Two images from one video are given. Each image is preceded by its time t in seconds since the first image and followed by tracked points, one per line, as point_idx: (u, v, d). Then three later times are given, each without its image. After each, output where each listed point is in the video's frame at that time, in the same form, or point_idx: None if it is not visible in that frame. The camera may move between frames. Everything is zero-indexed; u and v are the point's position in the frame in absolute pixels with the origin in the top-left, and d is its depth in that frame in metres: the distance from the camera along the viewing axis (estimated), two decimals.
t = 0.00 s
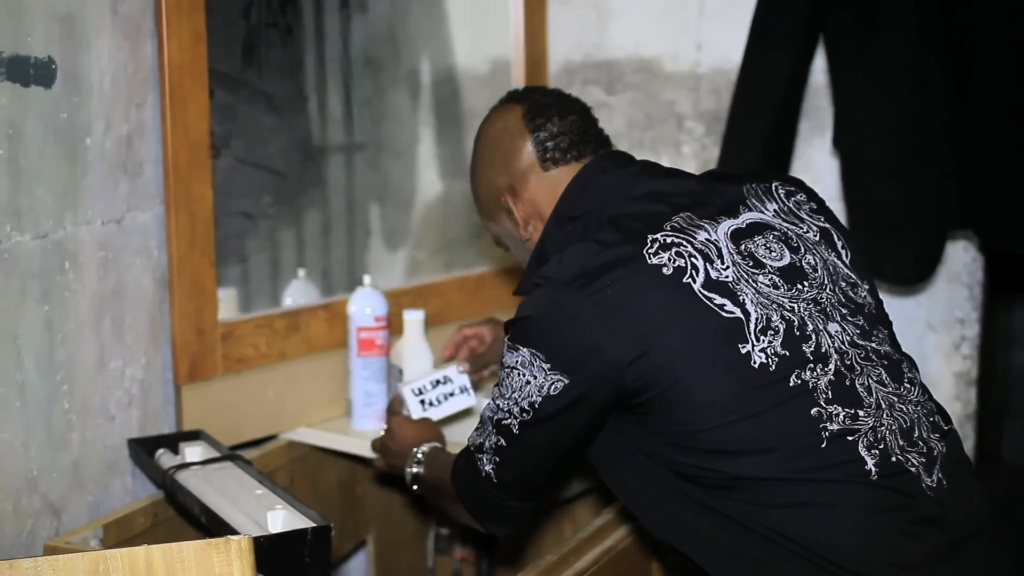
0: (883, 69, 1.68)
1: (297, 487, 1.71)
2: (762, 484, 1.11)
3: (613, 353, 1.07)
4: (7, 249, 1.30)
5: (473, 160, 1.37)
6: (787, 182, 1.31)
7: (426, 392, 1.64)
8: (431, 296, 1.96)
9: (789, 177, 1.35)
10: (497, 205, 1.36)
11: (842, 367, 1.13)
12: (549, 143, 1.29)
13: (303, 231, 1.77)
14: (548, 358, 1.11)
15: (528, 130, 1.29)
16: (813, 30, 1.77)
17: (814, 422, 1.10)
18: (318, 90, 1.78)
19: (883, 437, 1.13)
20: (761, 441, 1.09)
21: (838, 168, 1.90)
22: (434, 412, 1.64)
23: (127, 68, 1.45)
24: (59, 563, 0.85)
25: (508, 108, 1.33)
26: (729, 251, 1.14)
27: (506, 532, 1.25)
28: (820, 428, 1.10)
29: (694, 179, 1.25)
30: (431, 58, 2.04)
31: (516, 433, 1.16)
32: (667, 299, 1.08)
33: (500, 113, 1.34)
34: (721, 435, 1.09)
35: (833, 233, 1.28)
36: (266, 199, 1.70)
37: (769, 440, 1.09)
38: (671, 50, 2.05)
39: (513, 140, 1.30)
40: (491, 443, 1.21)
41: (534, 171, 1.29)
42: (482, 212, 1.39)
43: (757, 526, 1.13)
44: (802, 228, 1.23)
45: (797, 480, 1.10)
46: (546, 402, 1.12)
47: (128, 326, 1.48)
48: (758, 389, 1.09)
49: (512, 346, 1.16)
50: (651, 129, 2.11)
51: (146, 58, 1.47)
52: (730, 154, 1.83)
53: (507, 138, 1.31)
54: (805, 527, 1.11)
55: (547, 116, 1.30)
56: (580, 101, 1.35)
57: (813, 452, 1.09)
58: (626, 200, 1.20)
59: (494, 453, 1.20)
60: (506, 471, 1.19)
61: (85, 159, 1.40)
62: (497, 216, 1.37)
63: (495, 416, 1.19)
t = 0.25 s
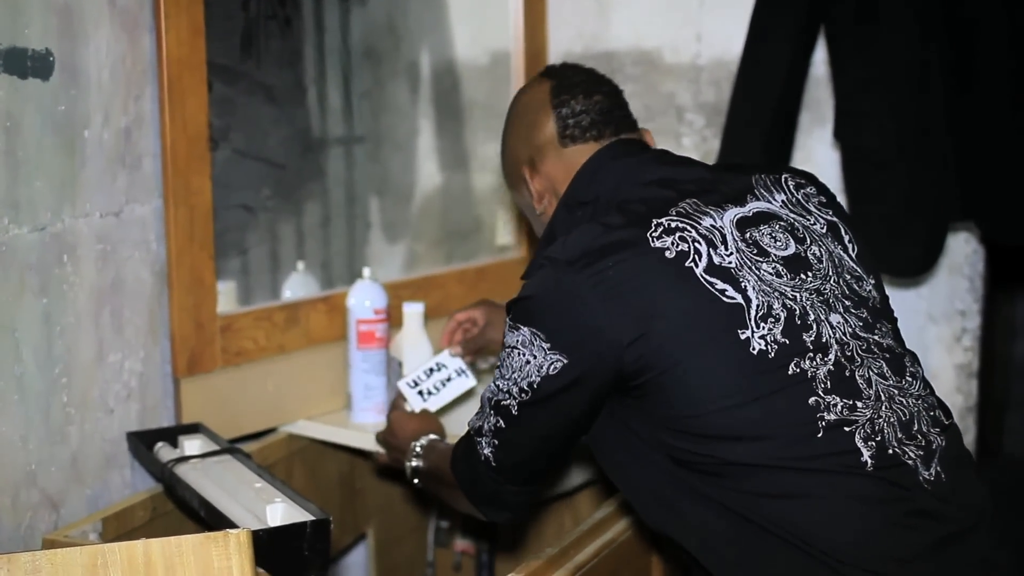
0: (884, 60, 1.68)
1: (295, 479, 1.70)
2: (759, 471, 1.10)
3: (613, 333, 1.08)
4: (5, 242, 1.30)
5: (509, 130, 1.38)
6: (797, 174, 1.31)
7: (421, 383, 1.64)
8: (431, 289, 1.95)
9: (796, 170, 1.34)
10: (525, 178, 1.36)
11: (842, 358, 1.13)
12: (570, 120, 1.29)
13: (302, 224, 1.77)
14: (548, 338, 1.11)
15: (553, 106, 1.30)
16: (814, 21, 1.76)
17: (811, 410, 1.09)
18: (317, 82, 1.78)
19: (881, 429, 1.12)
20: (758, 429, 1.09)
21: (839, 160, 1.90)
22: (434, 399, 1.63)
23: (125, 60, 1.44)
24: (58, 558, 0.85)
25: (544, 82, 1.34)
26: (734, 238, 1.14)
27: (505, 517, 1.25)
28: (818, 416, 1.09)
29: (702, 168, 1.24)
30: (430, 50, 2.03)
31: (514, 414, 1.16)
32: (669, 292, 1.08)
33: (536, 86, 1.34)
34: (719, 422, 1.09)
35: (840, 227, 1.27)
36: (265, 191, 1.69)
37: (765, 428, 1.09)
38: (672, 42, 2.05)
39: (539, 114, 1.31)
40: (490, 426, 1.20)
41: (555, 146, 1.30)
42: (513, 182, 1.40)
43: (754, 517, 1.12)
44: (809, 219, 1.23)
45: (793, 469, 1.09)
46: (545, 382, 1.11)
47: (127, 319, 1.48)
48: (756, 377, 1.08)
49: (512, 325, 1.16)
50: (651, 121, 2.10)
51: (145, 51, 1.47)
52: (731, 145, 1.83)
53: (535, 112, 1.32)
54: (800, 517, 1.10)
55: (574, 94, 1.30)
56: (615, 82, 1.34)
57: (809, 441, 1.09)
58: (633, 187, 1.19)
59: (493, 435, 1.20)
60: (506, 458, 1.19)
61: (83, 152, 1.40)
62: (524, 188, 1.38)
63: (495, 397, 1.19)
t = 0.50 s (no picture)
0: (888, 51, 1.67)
1: (297, 470, 1.70)
2: (763, 460, 1.10)
3: (619, 317, 1.07)
4: (7, 234, 1.29)
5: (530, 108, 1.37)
6: (810, 168, 1.30)
7: (429, 373, 1.64)
8: (433, 281, 1.94)
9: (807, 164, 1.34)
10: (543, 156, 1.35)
11: (849, 351, 1.12)
12: (589, 102, 1.27)
13: (305, 217, 1.77)
14: (556, 321, 1.11)
15: (574, 86, 1.28)
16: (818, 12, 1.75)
17: (817, 401, 1.09)
18: (319, 74, 1.77)
19: (887, 422, 1.11)
20: (761, 417, 1.08)
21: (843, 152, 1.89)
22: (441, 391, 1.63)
23: (127, 51, 1.44)
24: (60, 550, 0.88)
25: (569, 61, 1.32)
26: (744, 227, 1.14)
27: (509, 504, 1.25)
28: (823, 407, 1.09)
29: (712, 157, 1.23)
30: (432, 42, 2.02)
31: (520, 398, 1.16)
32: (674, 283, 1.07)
33: (560, 65, 1.33)
34: (724, 409, 1.09)
35: (851, 222, 1.26)
36: (267, 182, 1.69)
37: (768, 418, 1.08)
38: (675, 34, 2.04)
39: (561, 93, 1.29)
40: (495, 411, 1.20)
41: (573, 127, 1.28)
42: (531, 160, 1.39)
43: (758, 509, 1.12)
44: (821, 213, 1.23)
45: (797, 459, 1.09)
46: (550, 367, 1.11)
47: (129, 311, 1.47)
48: (762, 366, 1.08)
49: (520, 308, 1.16)
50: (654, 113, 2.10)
51: (146, 42, 1.46)
52: (735, 137, 1.82)
53: (556, 90, 1.30)
54: (803, 509, 1.09)
55: (596, 76, 1.28)
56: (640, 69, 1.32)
57: (813, 431, 1.08)
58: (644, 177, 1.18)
59: (497, 420, 1.19)
60: (512, 445, 1.19)
61: (85, 143, 1.39)
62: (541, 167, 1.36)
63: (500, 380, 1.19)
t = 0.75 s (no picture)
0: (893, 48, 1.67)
1: (300, 467, 1.70)
2: (771, 461, 1.09)
3: (629, 317, 1.07)
4: (9, 229, 1.29)
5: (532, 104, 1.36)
6: (818, 167, 1.30)
7: (437, 363, 1.64)
8: (438, 277, 1.93)
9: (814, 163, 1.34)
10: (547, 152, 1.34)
11: (859, 351, 1.12)
12: (597, 98, 1.26)
13: (307, 212, 1.77)
14: (564, 321, 1.10)
15: (580, 83, 1.27)
16: (822, 9, 1.75)
17: (827, 401, 1.08)
18: (322, 69, 1.77)
19: (897, 422, 1.11)
20: (768, 415, 1.08)
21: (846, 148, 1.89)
22: (447, 383, 1.63)
23: (130, 46, 1.43)
24: (63, 546, 0.89)
25: (573, 58, 1.31)
26: (753, 227, 1.13)
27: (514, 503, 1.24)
28: (833, 408, 1.08)
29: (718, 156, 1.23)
30: (434, 37, 2.02)
31: (528, 398, 1.15)
32: (680, 279, 1.07)
33: (564, 62, 1.32)
34: (731, 410, 1.08)
35: (859, 221, 1.26)
36: (269, 178, 1.69)
37: (774, 419, 1.08)
38: (679, 30, 2.04)
39: (566, 90, 1.28)
40: (503, 409, 1.19)
41: (580, 123, 1.27)
42: (533, 155, 1.38)
43: (765, 509, 1.11)
44: (829, 212, 1.22)
45: (804, 458, 1.08)
46: (558, 368, 1.11)
47: (131, 307, 1.47)
48: (769, 365, 1.08)
49: (529, 307, 1.15)
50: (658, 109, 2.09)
51: (149, 36, 1.46)
52: (739, 133, 1.82)
53: (561, 87, 1.29)
54: (811, 509, 1.09)
55: (603, 73, 1.27)
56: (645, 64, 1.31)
57: (822, 432, 1.08)
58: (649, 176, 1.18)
59: (506, 419, 1.19)
60: (517, 441, 1.18)
61: (88, 138, 1.39)
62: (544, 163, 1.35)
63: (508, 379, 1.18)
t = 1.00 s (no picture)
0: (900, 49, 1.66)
1: (306, 466, 1.70)
2: (777, 463, 1.09)
3: (635, 320, 1.06)
4: (16, 229, 1.29)
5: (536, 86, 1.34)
6: (821, 167, 1.30)
7: (453, 361, 1.63)
8: (443, 276, 1.94)
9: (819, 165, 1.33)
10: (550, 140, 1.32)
11: (864, 352, 1.12)
12: (609, 94, 1.25)
13: (313, 211, 1.77)
14: (570, 325, 1.10)
15: (593, 76, 1.26)
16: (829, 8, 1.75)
17: (833, 403, 1.08)
18: (328, 68, 1.77)
19: (903, 422, 1.11)
20: (774, 415, 1.08)
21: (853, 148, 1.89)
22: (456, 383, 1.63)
23: (136, 44, 1.43)
24: (69, 545, 0.89)
25: (585, 44, 1.29)
26: (758, 228, 1.13)
27: (521, 505, 1.23)
28: (839, 410, 1.08)
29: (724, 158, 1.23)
30: (441, 36, 2.02)
31: (534, 401, 1.15)
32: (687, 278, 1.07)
33: (575, 48, 1.30)
34: (739, 411, 1.08)
35: (863, 222, 1.26)
36: (276, 177, 1.69)
37: (781, 419, 1.08)
38: (685, 29, 2.04)
39: (579, 81, 1.27)
40: (509, 413, 1.19)
41: (589, 117, 1.26)
42: (532, 137, 1.36)
43: (771, 509, 1.11)
44: (833, 213, 1.22)
45: (810, 459, 1.08)
46: (564, 372, 1.10)
47: (137, 306, 1.47)
48: (775, 366, 1.08)
49: (536, 309, 1.14)
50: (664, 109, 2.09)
51: (155, 35, 1.46)
52: (745, 133, 1.81)
53: (572, 77, 1.28)
54: (818, 510, 1.09)
55: (617, 67, 1.26)
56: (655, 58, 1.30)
57: (828, 433, 1.08)
58: (656, 178, 1.18)
59: (512, 423, 1.18)
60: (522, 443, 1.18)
61: (94, 136, 1.39)
62: (545, 149, 1.34)
63: (514, 382, 1.18)
